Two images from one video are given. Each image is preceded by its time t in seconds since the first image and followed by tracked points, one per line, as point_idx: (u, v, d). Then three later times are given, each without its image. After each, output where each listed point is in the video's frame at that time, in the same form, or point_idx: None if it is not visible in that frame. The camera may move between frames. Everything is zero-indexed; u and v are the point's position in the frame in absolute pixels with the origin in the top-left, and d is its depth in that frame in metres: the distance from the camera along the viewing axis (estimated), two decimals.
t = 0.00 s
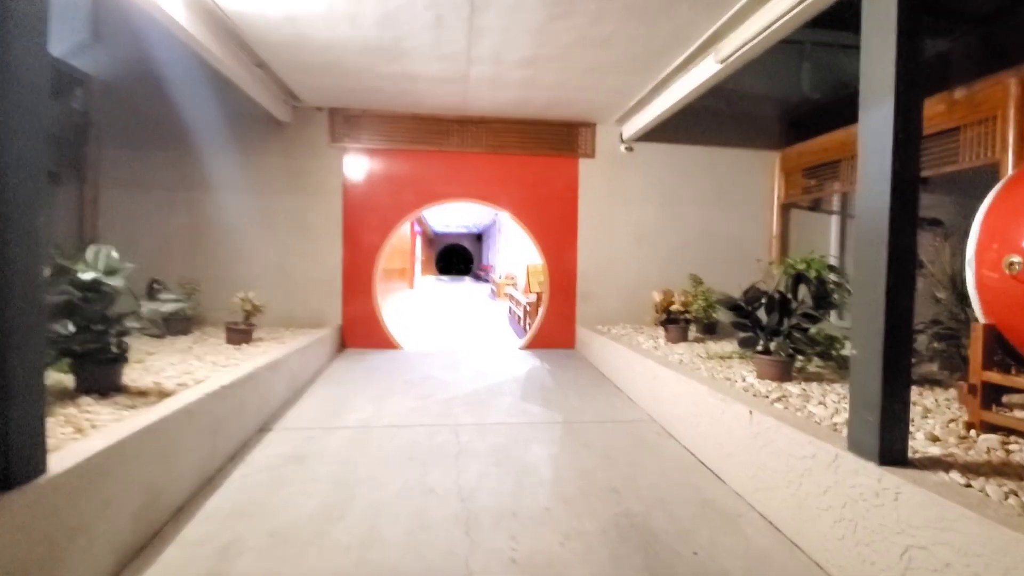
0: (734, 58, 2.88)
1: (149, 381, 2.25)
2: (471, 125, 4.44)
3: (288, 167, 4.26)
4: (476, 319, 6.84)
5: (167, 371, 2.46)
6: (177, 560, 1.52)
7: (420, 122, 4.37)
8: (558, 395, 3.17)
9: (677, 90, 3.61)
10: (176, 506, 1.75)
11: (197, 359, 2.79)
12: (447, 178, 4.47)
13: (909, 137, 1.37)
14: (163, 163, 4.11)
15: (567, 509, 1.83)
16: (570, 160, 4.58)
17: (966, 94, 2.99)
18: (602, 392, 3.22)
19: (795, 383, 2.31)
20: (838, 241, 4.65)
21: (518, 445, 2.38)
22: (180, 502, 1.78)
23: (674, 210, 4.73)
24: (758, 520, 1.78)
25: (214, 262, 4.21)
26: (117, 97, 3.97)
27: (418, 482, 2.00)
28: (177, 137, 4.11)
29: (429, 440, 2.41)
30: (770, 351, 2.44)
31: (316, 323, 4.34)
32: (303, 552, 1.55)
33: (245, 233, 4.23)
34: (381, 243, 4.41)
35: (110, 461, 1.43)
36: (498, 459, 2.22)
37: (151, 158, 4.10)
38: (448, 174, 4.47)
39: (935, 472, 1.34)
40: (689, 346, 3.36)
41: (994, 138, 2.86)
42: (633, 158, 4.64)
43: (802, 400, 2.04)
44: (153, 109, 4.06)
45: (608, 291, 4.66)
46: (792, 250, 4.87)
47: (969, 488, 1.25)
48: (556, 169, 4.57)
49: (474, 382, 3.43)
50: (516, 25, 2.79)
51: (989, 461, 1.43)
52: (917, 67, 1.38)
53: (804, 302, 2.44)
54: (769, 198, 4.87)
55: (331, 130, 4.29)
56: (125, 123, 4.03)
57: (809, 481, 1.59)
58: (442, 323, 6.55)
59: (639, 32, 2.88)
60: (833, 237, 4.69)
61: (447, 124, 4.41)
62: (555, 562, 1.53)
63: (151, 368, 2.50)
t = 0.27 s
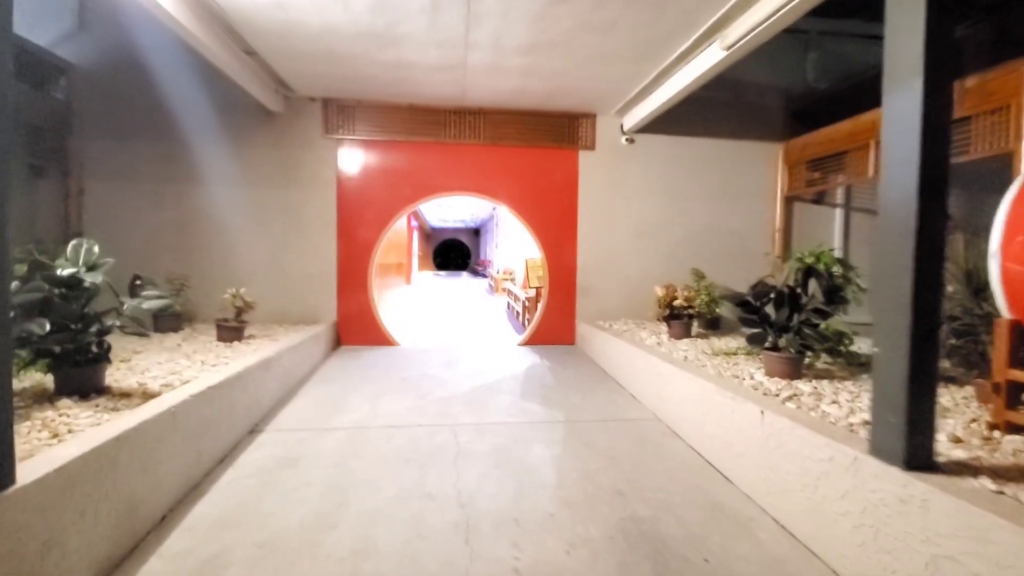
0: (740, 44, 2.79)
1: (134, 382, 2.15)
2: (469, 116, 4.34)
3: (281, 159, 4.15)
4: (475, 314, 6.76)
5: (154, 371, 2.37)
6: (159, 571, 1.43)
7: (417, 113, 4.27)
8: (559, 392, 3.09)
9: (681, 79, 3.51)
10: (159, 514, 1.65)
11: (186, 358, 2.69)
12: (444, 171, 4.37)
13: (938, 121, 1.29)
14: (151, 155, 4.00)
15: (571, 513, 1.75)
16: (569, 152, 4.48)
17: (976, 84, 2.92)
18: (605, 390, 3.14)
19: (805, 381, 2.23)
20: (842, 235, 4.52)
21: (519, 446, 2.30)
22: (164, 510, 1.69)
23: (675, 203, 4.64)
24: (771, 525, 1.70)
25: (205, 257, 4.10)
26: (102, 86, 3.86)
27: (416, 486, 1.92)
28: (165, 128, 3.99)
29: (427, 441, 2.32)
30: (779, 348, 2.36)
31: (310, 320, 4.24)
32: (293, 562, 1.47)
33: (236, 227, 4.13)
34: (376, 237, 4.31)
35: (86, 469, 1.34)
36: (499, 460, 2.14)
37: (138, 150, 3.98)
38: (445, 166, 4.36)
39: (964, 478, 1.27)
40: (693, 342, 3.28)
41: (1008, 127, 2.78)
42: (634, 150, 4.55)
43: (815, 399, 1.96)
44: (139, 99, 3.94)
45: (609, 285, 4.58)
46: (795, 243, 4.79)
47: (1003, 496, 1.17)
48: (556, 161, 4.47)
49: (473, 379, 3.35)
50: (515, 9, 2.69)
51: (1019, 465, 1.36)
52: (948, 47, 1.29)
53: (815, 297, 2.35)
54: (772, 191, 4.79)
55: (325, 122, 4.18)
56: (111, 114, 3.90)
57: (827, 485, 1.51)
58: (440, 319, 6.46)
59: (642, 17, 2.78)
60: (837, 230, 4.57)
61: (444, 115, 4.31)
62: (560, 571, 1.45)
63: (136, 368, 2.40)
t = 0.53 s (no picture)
0: (746, 37, 2.72)
1: (118, 386, 2.08)
2: (469, 113, 4.26)
3: (275, 156, 4.08)
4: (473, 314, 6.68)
5: (141, 373, 2.30)
6: None
7: (414, 108, 4.19)
8: (560, 394, 3.02)
9: (684, 74, 3.44)
10: (140, 524, 1.58)
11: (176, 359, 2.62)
12: (443, 168, 4.29)
13: (963, 113, 1.22)
14: (142, 150, 3.94)
15: (572, 522, 1.68)
16: (570, 149, 4.41)
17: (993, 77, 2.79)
18: (606, 391, 3.07)
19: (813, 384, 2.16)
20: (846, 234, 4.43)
21: (518, 450, 2.23)
22: (146, 520, 1.62)
23: (677, 201, 4.57)
24: (780, 534, 1.64)
25: (197, 255, 4.03)
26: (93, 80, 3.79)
27: (411, 493, 1.84)
28: (157, 123, 3.94)
29: (423, 446, 2.25)
30: (787, 350, 2.28)
31: (305, 319, 4.16)
32: None
33: (230, 225, 4.05)
34: (374, 236, 4.23)
35: (57, 481, 1.26)
36: (497, 466, 2.07)
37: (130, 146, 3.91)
38: (443, 163, 4.28)
39: (988, 489, 1.20)
40: (696, 343, 3.21)
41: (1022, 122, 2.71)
42: (635, 146, 4.47)
43: (826, 403, 1.89)
44: (130, 94, 3.88)
45: (609, 284, 4.51)
46: (799, 242, 4.72)
47: None
48: (556, 158, 4.40)
49: (472, 380, 3.28)
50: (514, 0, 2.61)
51: None
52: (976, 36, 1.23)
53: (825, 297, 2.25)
54: (775, 188, 4.72)
55: (321, 118, 4.10)
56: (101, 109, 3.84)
57: (840, 494, 1.45)
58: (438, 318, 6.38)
59: (646, 8, 2.71)
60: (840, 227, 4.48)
61: (443, 111, 4.23)
62: None
63: (123, 370, 2.32)
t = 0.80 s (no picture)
0: (756, 29, 2.62)
1: (99, 392, 1.99)
2: (469, 109, 4.16)
3: (270, 153, 3.98)
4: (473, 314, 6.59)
5: (126, 378, 2.21)
6: None
7: (413, 105, 4.09)
8: (562, 399, 2.93)
9: (690, 69, 3.34)
10: (117, 542, 1.48)
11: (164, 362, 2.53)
12: (442, 165, 4.19)
13: (1002, 103, 1.13)
14: (134, 147, 3.85)
15: (576, 539, 1.59)
16: (572, 146, 4.31)
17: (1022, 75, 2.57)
18: (609, 396, 2.98)
19: (827, 392, 2.07)
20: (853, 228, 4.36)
21: (519, 459, 2.13)
22: (124, 537, 1.53)
23: (682, 200, 4.47)
24: (796, 552, 1.55)
25: (190, 253, 3.94)
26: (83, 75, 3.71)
27: (406, 507, 1.75)
28: (149, 118, 3.85)
29: (420, 454, 2.16)
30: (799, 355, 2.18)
31: (300, 320, 4.07)
32: None
33: (223, 223, 3.96)
34: (371, 234, 4.14)
35: (19, 500, 1.16)
36: (497, 476, 1.98)
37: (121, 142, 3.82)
38: (443, 160, 4.18)
39: None
40: (703, 345, 3.11)
41: None
42: (639, 144, 4.37)
43: (843, 412, 1.79)
44: (121, 89, 3.79)
45: (612, 285, 4.41)
46: (806, 242, 4.62)
47: None
48: (557, 156, 4.30)
49: (471, 383, 3.18)
50: None
51: None
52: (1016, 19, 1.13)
53: (841, 300, 2.16)
54: (782, 187, 4.62)
55: (318, 114, 4.00)
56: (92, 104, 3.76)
57: (863, 513, 1.36)
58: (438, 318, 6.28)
59: None
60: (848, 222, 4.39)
61: (443, 107, 4.13)
62: None
63: (107, 374, 2.23)
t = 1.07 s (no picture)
0: (768, 18, 2.53)
1: (82, 394, 1.89)
2: (469, 102, 4.06)
3: (266, 146, 3.89)
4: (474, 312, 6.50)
5: (112, 378, 2.11)
6: None
7: (413, 97, 3.99)
8: (565, 400, 2.84)
9: (698, 60, 3.24)
10: (95, 555, 1.40)
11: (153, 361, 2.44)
12: (442, 159, 4.09)
13: None
14: (126, 140, 3.75)
15: (582, 552, 1.50)
16: (575, 141, 4.21)
17: None
18: (614, 398, 2.89)
19: (844, 396, 1.99)
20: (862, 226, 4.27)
21: (521, 465, 2.04)
22: (103, 549, 1.43)
23: (687, 196, 4.37)
24: (816, 568, 1.46)
25: (184, 249, 3.85)
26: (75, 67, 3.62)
27: (403, 516, 1.66)
28: (141, 111, 3.75)
29: (418, 459, 2.07)
30: (815, 356, 2.10)
31: (297, 317, 3.98)
32: None
33: (218, 218, 3.87)
34: (370, 230, 4.04)
35: None
36: (498, 482, 1.89)
37: (114, 135, 3.73)
38: (443, 154, 4.09)
39: None
40: (711, 346, 3.02)
41: None
42: (644, 139, 4.27)
43: (862, 420, 1.71)
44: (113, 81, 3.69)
45: (615, 283, 4.32)
46: (814, 240, 4.53)
47: None
48: (560, 151, 4.20)
49: (471, 384, 3.10)
50: None
51: None
52: None
53: (859, 300, 2.06)
54: (789, 184, 4.53)
55: (315, 106, 3.91)
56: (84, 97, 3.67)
57: (894, 529, 1.26)
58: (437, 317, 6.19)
59: None
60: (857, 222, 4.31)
61: (443, 100, 4.03)
62: None
63: (93, 374, 2.14)
